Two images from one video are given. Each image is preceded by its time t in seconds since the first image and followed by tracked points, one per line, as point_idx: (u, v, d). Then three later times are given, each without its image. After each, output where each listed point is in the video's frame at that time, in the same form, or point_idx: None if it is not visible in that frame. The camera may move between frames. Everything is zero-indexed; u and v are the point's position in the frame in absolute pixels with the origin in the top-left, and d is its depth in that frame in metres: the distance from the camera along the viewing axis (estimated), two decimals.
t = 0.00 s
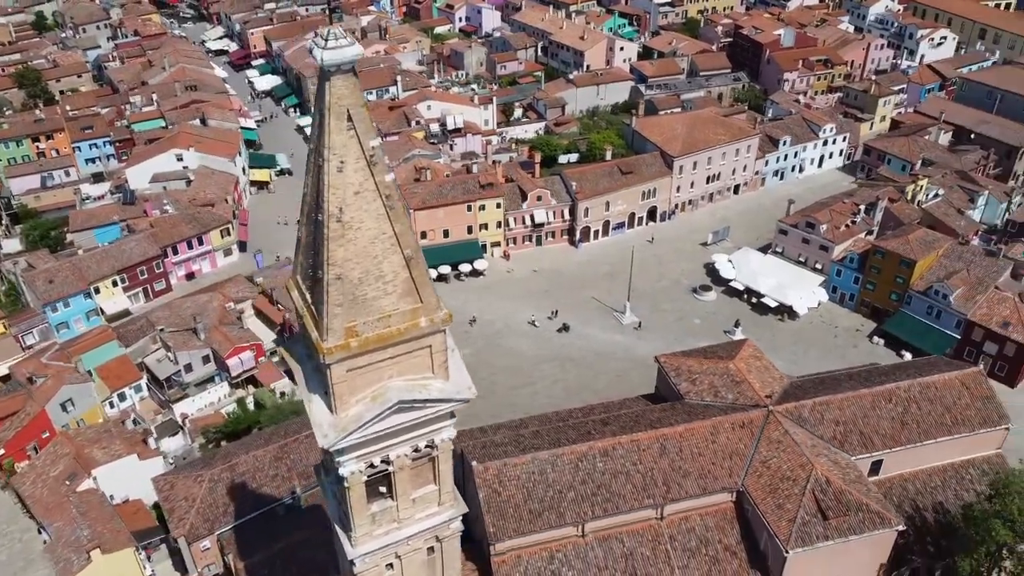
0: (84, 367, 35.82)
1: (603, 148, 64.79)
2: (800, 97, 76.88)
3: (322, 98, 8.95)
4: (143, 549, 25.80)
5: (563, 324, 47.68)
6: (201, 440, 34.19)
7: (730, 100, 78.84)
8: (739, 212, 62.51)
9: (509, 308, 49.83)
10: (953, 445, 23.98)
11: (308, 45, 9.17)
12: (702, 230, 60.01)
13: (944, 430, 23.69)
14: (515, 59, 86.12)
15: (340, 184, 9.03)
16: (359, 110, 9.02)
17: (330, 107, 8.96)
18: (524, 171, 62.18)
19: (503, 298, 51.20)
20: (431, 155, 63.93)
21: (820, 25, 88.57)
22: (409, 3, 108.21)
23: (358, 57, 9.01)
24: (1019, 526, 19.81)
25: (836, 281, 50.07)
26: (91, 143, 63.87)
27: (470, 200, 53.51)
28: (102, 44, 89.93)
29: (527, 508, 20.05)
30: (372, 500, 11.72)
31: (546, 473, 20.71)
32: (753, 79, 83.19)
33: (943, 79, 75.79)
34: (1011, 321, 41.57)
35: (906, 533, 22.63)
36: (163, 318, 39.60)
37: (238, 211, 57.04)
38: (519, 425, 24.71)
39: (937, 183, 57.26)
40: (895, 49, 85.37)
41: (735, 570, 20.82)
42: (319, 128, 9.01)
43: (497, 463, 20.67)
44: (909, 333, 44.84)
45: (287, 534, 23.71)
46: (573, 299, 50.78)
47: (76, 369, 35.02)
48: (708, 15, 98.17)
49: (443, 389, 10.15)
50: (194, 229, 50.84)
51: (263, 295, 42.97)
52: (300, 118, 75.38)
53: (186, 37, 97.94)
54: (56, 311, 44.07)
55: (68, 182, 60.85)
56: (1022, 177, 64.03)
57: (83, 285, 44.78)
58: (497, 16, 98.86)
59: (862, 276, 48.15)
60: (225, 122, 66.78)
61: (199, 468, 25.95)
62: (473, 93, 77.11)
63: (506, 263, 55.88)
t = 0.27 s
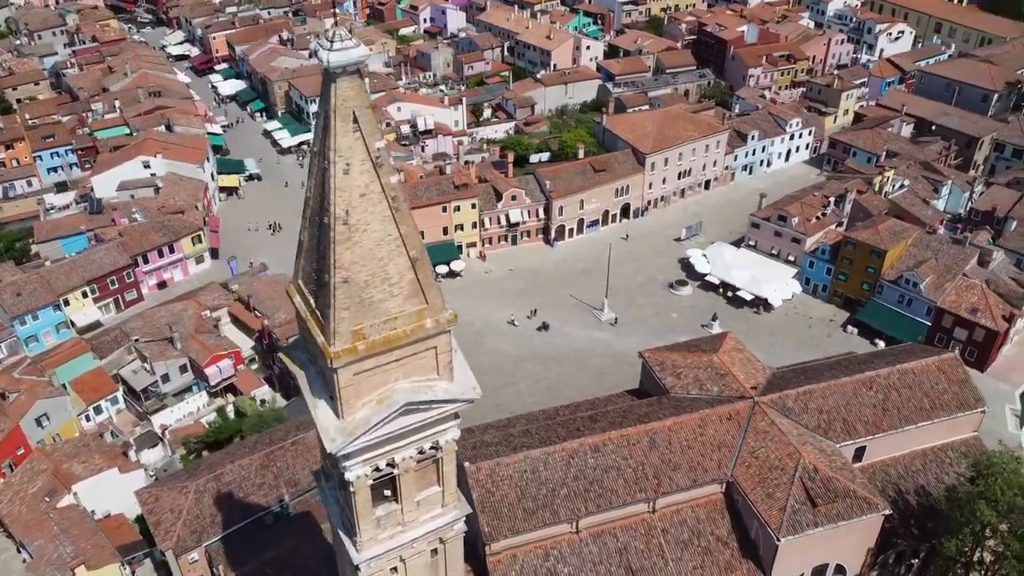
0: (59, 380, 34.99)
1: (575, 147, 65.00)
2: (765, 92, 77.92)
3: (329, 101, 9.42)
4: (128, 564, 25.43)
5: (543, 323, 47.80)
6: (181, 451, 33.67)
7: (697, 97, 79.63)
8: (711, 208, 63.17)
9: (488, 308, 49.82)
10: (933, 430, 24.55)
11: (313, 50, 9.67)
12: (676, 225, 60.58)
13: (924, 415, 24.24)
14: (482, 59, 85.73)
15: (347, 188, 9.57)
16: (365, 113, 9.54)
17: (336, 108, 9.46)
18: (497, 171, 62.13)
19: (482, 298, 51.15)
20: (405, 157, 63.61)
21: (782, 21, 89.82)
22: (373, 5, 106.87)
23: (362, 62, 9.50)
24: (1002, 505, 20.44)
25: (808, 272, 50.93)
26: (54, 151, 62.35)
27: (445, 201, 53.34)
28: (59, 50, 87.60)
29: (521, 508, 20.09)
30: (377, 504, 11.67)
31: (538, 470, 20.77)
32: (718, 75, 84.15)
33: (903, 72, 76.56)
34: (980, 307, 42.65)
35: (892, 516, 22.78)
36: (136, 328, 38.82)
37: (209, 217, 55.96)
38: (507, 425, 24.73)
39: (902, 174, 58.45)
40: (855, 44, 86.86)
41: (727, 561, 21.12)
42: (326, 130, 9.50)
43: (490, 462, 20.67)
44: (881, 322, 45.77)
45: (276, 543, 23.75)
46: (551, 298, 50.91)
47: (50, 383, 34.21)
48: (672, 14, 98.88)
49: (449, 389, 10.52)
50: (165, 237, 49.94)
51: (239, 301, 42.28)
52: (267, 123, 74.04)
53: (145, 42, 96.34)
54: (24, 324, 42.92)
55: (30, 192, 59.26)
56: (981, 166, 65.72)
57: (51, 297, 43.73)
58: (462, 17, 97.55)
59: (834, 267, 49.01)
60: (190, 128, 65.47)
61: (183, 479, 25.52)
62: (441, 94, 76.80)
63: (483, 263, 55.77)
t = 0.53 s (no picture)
0: (33, 395, 34.03)
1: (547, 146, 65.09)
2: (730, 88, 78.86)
3: (334, 104, 9.78)
4: None
5: (523, 322, 47.82)
6: (162, 463, 33.07)
7: (663, 94, 80.26)
8: (683, 204, 63.74)
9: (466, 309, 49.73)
10: (912, 416, 25.09)
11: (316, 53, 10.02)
12: (649, 222, 61.06)
13: (903, 401, 24.76)
14: (448, 60, 85.28)
15: (354, 191, 9.98)
16: (370, 116, 9.92)
17: (341, 111, 9.82)
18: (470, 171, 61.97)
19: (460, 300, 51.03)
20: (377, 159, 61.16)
21: (743, 18, 90.91)
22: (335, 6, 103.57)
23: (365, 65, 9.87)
24: (983, 487, 21.07)
25: (781, 265, 51.66)
26: (14, 161, 60.61)
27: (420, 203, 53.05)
28: (13, 58, 85.04)
29: (515, 507, 20.12)
30: (382, 508, 11.68)
31: (531, 469, 20.81)
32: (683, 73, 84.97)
33: (864, 67, 78.53)
34: (949, 294, 43.73)
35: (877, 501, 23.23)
36: (108, 340, 37.97)
37: (178, 225, 54.96)
38: (495, 425, 24.71)
39: (868, 166, 59.56)
40: (815, 39, 88.37)
41: (720, 551, 21.38)
42: (331, 133, 9.88)
43: (482, 462, 20.65)
44: (854, 311, 46.64)
45: (266, 553, 23.46)
46: (529, 297, 50.96)
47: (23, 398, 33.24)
48: (635, 12, 99.45)
49: (454, 390, 11.00)
50: (134, 246, 48.95)
51: (214, 308, 41.60)
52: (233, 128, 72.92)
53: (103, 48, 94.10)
54: None
55: None
56: (942, 157, 67.12)
57: (19, 311, 42.57)
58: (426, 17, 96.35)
59: (806, 259, 49.77)
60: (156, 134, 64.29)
61: (168, 491, 25.08)
62: (409, 96, 76.36)
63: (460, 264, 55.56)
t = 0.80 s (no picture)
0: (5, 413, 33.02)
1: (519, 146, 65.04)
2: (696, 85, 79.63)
3: (341, 105, 9.89)
4: None
5: (502, 322, 47.83)
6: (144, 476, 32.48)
7: (630, 92, 80.65)
8: (656, 200, 64.23)
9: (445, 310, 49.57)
10: (892, 402, 25.60)
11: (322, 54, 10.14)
12: (622, 219, 61.43)
13: (882, 388, 25.28)
14: (415, 62, 84.69)
15: (361, 194, 10.16)
16: (375, 118, 10.06)
17: (347, 112, 9.93)
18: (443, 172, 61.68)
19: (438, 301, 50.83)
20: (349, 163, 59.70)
21: (706, 15, 91.82)
22: (298, 10, 101.19)
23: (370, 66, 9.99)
24: (965, 468, 21.76)
25: (754, 258, 52.30)
26: None
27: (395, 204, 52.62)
28: None
29: (509, 506, 20.15)
30: (387, 511, 11.77)
31: (522, 468, 20.87)
32: (649, 70, 85.60)
33: (825, 62, 79.50)
34: (918, 282, 44.76)
35: (862, 486, 23.65)
36: (81, 352, 37.10)
37: (148, 233, 53.91)
38: (484, 425, 24.65)
39: (835, 158, 60.56)
40: (777, 35, 89.65)
41: (712, 542, 21.63)
42: (337, 136, 10.03)
43: (475, 463, 20.65)
44: (828, 302, 47.42)
45: (256, 562, 23.14)
46: (507, 297, 50.97)
47: None
48: (599, 11, 99.86)
49: (459, 390, 11.28)
50: (103, 256, 47.91)
51: (189, 316, 40.88)
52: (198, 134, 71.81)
53: (59, 54, 91.77)
54: None
55: None
56: (904, 149, 68.47)
57: None
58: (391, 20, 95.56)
59: (779, 252, 50.44)
60: (121, 141, 63.00)
61: (153, 504, 24.67)
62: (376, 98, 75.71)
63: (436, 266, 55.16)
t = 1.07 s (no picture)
0: None
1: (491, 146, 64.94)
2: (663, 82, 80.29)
3: (350, 107, 9.81)
4: None
5: (482, 322, 47.76)
6: (124, 489, 31.88)
7: (598, 90, 81.00)
8: (628, 197, 64.67)
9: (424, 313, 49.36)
10: (871, 389, 26.09)
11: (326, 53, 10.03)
12: (596, 217, 61.72)
13: (862, 375, 25.78)
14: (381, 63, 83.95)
15: (368, 196, 10.19)
16: (383, 119, 10.03)
17: (355, 113, 9.89)
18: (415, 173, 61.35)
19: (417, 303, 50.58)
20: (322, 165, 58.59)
21: (669, 13, 92.61)
22: (260, 13, 99.53)
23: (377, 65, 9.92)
24: (948, 452, 22.34)
25: (728, 252, 52.87)
26: None
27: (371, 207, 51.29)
28: None
29: (503, 505, 20.19)
30: (393, 515, 11.81)
31: (514, 467, 20.90)
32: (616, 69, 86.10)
33: (787, 57, 80.69)
34: (889, 271, 45.71)
35: (847, 473, 24.08)
36: (53, 365, 36.25)
37: (116, 243, 52.90)
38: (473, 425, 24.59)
39: (803, 152, 61.49)
40: (739, 32, 90.73)
41: (704, 533, 21.88)
42: (344, 136, 9.99)
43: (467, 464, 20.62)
44: (802, 293, 48.16)
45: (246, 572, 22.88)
46: (486, 297, 50.89)
47: None
48: (563, 11, 100.08)
49: (465, 391, 11.42)
50: (72, 266, 46.85)
51: (163, 326, 40.15)
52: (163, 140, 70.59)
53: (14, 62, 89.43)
54: None
55: None
56: (868, 141, 69.77)
57: None
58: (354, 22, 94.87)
59: (752, 245, 51.07)
60: (84, 150, 61.67)
61: (138, 517, 24.26)
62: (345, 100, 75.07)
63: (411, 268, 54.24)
